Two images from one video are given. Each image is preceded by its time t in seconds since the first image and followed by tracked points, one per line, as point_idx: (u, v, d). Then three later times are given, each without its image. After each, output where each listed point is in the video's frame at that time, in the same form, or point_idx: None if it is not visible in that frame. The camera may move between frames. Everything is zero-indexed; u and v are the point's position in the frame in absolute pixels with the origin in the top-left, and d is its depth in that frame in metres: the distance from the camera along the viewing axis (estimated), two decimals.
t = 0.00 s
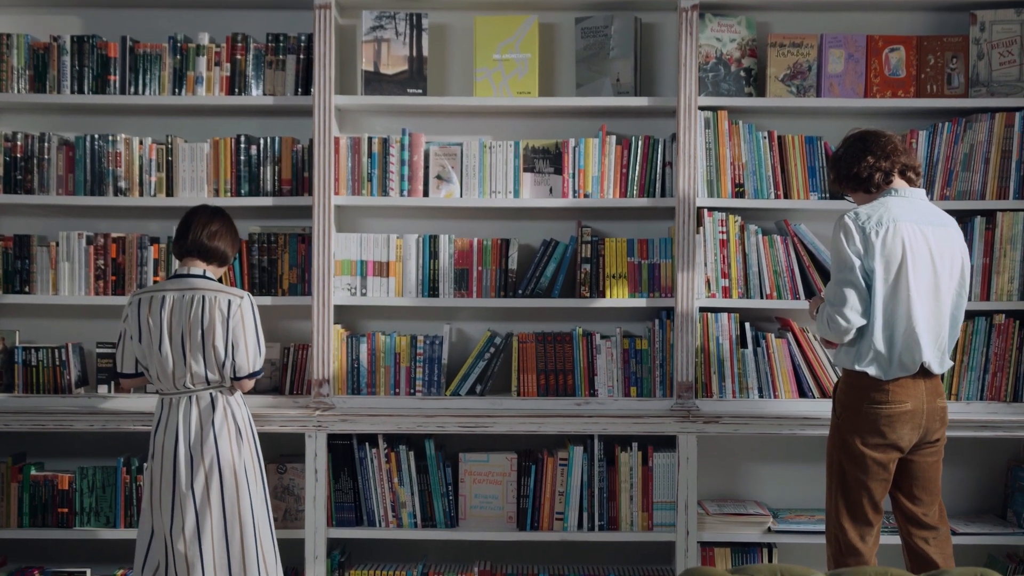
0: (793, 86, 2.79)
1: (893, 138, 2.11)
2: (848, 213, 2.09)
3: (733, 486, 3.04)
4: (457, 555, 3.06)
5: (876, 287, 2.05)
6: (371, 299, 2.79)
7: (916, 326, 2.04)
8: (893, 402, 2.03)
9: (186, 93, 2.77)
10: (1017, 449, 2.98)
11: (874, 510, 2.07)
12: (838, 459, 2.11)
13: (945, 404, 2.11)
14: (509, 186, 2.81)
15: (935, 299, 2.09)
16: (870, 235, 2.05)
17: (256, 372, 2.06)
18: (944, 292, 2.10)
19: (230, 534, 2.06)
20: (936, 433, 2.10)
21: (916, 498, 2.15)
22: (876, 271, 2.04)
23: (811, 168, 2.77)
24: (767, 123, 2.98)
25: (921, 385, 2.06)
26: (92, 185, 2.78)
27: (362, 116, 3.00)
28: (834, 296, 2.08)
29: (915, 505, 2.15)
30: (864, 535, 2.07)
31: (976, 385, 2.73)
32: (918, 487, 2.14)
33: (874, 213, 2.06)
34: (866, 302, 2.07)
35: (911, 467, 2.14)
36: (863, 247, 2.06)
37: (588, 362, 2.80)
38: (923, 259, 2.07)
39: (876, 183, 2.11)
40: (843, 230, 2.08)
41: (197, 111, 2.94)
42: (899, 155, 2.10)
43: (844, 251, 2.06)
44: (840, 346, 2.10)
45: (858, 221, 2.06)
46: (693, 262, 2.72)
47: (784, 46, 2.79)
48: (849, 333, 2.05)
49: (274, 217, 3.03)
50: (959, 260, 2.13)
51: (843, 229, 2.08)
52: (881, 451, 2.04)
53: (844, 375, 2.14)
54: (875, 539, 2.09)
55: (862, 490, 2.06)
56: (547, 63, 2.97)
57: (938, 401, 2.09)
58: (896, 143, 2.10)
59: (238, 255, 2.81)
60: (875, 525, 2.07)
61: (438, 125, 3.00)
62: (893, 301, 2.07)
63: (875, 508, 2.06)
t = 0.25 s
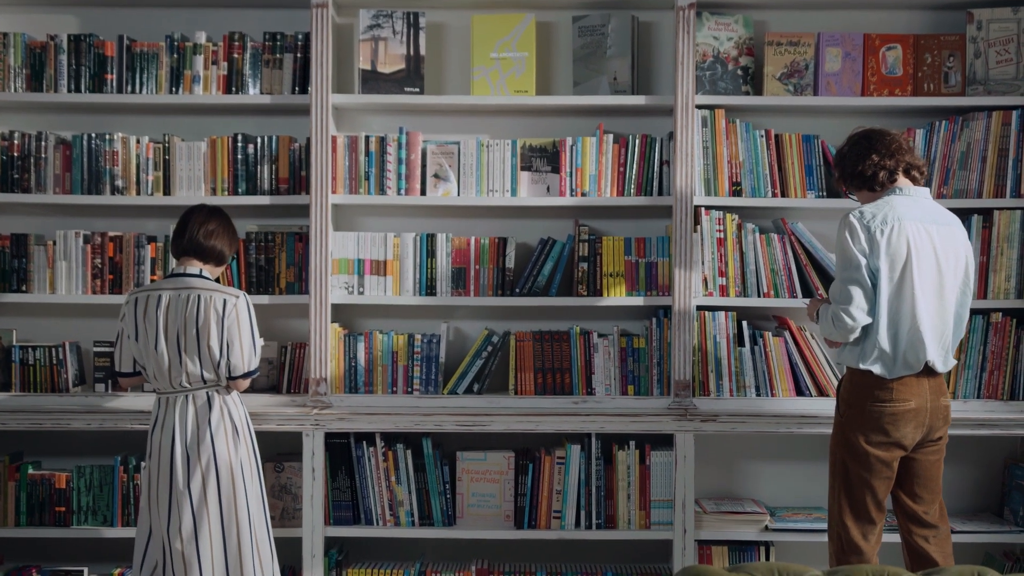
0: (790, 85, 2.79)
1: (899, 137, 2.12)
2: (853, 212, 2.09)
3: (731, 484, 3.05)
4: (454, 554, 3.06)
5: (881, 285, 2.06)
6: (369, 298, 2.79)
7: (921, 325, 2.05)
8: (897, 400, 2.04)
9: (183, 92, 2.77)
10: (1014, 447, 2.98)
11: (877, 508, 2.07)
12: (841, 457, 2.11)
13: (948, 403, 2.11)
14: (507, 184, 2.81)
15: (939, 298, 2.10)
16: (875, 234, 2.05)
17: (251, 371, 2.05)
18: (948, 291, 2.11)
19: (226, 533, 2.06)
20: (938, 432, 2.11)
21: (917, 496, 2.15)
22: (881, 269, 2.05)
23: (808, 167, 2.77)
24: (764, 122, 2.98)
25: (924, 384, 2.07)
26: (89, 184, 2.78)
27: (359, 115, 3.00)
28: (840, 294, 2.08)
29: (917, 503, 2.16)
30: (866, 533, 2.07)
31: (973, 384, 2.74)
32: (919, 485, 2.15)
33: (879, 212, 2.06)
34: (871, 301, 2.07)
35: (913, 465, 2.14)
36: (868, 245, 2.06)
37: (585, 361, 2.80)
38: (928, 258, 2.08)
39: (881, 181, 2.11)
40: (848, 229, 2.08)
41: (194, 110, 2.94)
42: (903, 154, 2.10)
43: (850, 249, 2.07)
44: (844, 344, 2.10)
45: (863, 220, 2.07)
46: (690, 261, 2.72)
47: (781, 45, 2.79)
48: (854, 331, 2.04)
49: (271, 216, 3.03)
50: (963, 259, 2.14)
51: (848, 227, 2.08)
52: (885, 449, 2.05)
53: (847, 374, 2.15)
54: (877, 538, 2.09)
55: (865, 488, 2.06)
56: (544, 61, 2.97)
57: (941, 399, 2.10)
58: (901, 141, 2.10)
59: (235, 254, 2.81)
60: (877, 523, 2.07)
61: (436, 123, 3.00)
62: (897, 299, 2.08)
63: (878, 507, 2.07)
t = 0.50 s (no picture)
0: (788, 84, 2.79)
1: (901, 135, 2.11)
2: (857, 212, 2.09)
3: (729, 483, 3.05)
4: (453, 553, 3.06)
5: (885, 285, 2.06)
6: (367, 297, 2.78)
7: (925, 324, 2.05)
8: (899, 399, 2.04)
9: (181, 91, 2.77)
10: (1012, 446, 2.98)
11: (879, 507, 2.07)
12: (843, 456, 2.11)
13: (950, 402, 2.12)
14: (505, 184, 2.81)
15: (943, 297, 2.10)
16: (879, 234, 2.05)
17: (246, 372, 2.05)
18: (952, 290, 2.12)
19: (223, 533, 2.06)
20: (940, 431, 2.11)
21: (918, 496, 2.15)
22: (885, 268, 2.05)
23: (806, 166, 2.77)
24: (762, 121, 2.98)
25: (927, 383, 2.07)
26: (87, 183, 2.78)
27: (357, 114, 2.99)
28: (844, 293, 2.07)
29: (918, 503, 2.16)
30: (868, 532, 2.08)
31: (971, 383, 2.74)
32: (921, 484, 2.15)
33: (883, 212, 2.06)
34: (875, 300, 2.07)
35: (915, 464, 2.14)
36: (872, 245, 2.06)
37: (583, 360, 2.80)
38: (932, 257, 2.08)
39: (885, 180, 2.10)
40: (853, 228, 2.08)
41: (192, 109, 2.94)
42: (906, 153, 2.10)
43: (854, 249, 2.06)
44: (847, 344, 2.09)
45: (867, 219, 2.07)
46: (688, 260, 2.72)
47: (778, 44, 2.79)
48: (858, 331, 2.04)
49: (270, 215, 3.03)
50: (966, 259, 2.15)
51: (852, 226, 2.08)
52: (887, 449, 2.05)
53: (850, 373, 2.15)
54: (879, 537, 2.09)
55: (867, 487, 2.06)
56: (542, 60, 2.97)
57: (944, 399, 2.10)
58: (903, 140, 2.10)
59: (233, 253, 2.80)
60: (879, 523, 2.07)
61: (434, 123, 3.00)
62: (901, 299, 2.08)
63: (880, 506, 2.07)
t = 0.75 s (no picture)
0: (787, 84, 2.79)
1: (906, 136, 2.12)
2: (861, 213, 2.09)
3: (728, 484, 3.05)
4: (452, 554, 3.06)
5: (890, 286, 2.06)
6: (366, 298, 2.78)
7: (928, 326, 2.06)
8: (902, 400, 2.04)
9: (181, 91, 2.77)
10: (1010, 447, 2.98)
11: (882, 508, 2.07)
12: (846, 457, 2.11)
13: (953, 403, 2.12)
14: (504, 184, 2.81)
15: (947, 299, 2.11)
16: (884, 235, 2.05)
17: (243, 373, 2.05)
18: (956, 292, 2.12)
19: (221, 534, 2.06)
20: (943, 433, 2.11)
21: (920, 497, 2.15)
22: (890, 270, 2.05)
23: (805, 167, 2.77)
24: (761, 122, 2.98)
25: (930, 385, 2.07)
26: (87, 184, 2.78)
27: (356, 115, 3.00)
28: (849, 295, 2.07)
29: (920, 504, 2.16)
30: (870, 534, 2.08)
31: (970, 384, 2.74)
32: (923, 485, 2.15)
33: (888, 213, 2.06)
34: (880, 302, 2.07)
35: (917, 466, 2.14)
36: (877, 246, 2.06)
37: (582, 360, 2.80)
38: (936, 259, 2.08)
39: (889, 181, 2.11)
40: (857, 229, 2.08)
41: (192, 110, 2.94)
42: (911, 154, 2.10)
43: (859, 250, 2.06)
44: (851, 345, 2.09)
45: (872, 220, 2.07)
46: (687, 261, 2.72)
47: (778, 45, 2.79)
48: (863, 332, 2.03)
49: (269, 216, 3.03)
50: (970, 260, 2.15)
51: (857, 227, 2.08)
52: (890, 450, 2.05)
53: (853, 375, 2.15)
54: (880, 538, 2.09)
55: (869, 488, 2.06)
56: (541, 61, 2.97)
57: (947, 400, 2.10)
58: (909, 142, 2.11)
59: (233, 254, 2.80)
60: (881, 524, 2.07)
61: (433, 123, 3.00)
62: (905, 300, 2.08)
63: (883, 507, 2.07)
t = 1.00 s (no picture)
0: (788, 87, 2.79)
1: (911, 140, 2.13)
2: (866, 216, 2.09)
3: (728, 487, 3.05)
4: (452, 556, 3.06)
5: (894, 289, 2.06)
6: (366, 300, 2.78)
7: (932, 329, 2.05)
8: (905, 404, 2.04)
9: (182, 93, 2.77)
10: (1011, 450, 2.98)
11: (884, 512, 2.07)
12: (848, 460, 2.11)
13: (956, 407, 2.12)
14: (505, 187, 2.81)
15: (950, 302, 2.11)
16: (888, 238, 2.05)
17: (242, 374, 2.05)
18: (960, 295, 2.12)
19: (219, 535, 2.06)
20: (945, 436, 2.11)
21: (922, 500, 2.15)
22: (894, 273, 2.05)
23: (806, 170, 2.77)
24: (762, 125, 2.98)
25: (933, 388, 2.07)
26: (87, 185, 2.78)
27: (357, 116, 3.00)
28: (853, 298, 2.07)
29: (922, 507, 2.15)
30: (872, 537, 2.08)
31: (971, 387, 2.74)
32: (925, 489, 2.15)
33: (892, 216, 2.06)
34: (884, 305, 2.07)
35: (919, 469, 2.14)
36: (881, 249, 2.06)
37: (583, 363, 2.80)
38: (940, 262, 2.08)
39: (893, 184, 2.11)
40: (862, 232, 2.07)
41: (193, 111, 2.94)
42: (916, 158, 2.11)
43: (863, 253, 2.06)
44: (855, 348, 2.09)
45: (877, 223, 2.07)
46: (688, 264, 2.72)
47: (779, 48, 2.79)
48: (867, 336, 2.03)
49: (270, 217, 3.03)
50: (975, 264, 2.15)
51: (861, 230, 2.08)
52: (892, 453, 2.05)
53: (856, 378, 2.15)
54: (882, 542, 2.09)
55: (872, 491, 2.06)
56: (542, 63, 2.97)
57: (950, 404, 2.10)
58: (914, 145, 2.11)
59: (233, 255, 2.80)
60: (883, 527, 2.07)
61: (434, 125, 3.00)
62: (909, 303, 2.08)
63: (885, 511, 2.06)
